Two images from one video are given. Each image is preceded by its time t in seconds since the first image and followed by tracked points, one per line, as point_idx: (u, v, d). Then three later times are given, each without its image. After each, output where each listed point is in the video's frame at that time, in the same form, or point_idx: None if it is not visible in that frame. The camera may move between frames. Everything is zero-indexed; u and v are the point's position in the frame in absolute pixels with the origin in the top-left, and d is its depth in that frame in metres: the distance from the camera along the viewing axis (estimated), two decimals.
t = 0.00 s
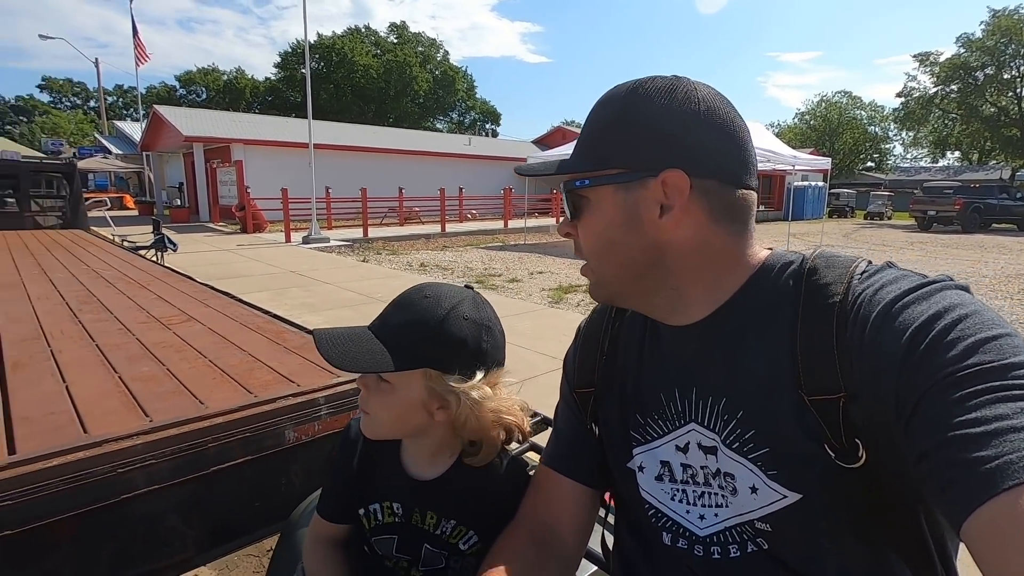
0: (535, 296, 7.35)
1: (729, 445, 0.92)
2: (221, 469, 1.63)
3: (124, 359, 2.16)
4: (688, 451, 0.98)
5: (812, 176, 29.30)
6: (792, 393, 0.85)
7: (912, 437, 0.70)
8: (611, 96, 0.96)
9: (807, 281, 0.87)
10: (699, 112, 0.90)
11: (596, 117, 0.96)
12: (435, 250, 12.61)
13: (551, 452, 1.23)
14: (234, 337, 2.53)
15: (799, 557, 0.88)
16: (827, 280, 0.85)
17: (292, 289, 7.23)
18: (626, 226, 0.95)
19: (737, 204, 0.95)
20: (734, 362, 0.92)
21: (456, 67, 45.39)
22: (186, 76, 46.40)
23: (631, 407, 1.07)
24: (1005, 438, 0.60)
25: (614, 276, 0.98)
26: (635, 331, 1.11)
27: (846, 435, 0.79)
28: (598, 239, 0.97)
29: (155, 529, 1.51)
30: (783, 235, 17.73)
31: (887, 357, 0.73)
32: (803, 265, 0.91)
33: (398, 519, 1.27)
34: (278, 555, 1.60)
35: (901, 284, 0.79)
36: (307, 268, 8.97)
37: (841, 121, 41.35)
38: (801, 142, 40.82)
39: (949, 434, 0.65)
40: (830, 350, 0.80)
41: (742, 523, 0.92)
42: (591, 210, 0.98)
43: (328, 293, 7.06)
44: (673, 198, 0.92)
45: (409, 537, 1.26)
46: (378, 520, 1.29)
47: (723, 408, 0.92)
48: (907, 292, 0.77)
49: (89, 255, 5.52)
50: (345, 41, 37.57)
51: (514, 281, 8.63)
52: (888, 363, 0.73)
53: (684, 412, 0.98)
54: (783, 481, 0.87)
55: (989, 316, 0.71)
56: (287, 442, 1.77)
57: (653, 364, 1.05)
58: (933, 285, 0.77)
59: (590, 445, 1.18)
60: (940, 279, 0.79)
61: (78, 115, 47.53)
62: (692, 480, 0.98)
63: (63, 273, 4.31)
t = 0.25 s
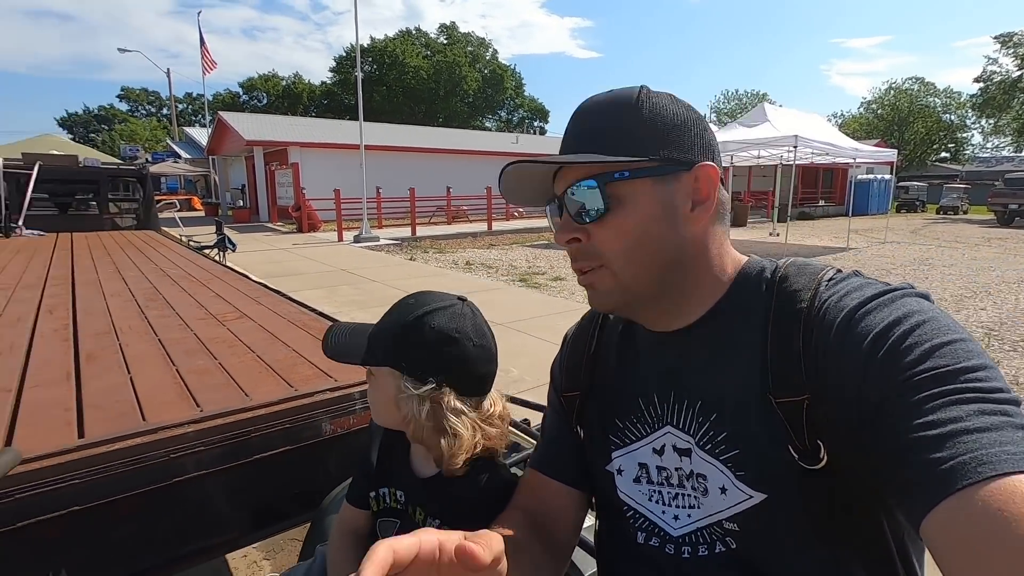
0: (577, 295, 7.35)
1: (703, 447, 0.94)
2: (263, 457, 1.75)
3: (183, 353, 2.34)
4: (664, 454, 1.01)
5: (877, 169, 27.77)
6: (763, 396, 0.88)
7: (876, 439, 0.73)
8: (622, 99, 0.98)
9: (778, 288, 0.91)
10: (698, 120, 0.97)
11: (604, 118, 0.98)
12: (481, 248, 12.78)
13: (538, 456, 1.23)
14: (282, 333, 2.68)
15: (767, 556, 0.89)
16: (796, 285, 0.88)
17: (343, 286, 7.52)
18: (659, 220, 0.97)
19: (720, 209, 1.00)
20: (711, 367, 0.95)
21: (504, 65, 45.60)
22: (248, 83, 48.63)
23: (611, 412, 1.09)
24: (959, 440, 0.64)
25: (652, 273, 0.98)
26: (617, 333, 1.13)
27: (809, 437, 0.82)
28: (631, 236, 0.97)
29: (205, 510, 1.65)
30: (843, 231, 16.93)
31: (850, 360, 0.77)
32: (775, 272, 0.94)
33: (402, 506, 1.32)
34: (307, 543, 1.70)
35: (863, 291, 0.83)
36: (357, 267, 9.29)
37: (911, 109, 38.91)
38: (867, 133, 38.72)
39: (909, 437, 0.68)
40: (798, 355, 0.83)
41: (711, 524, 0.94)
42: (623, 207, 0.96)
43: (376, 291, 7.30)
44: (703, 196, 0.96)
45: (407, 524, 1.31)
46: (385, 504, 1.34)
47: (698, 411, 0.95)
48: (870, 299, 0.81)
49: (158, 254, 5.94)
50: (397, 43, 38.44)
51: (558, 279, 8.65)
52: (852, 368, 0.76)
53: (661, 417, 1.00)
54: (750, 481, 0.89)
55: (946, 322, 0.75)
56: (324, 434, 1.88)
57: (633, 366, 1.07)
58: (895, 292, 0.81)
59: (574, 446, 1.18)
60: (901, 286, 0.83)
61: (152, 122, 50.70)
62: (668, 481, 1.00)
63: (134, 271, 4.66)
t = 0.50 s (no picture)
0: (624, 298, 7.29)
1: (633, 456, 0.92)
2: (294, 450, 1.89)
3: (232, 352, 2.54)
4: (598, 463, 0.98)
5: (961, 164, 25.76)
6: (679, 407, 0.88)
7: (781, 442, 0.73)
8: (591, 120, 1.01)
9: (691, 304, 0.92)
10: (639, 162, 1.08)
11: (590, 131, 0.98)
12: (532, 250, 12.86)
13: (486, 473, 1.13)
14: (322, 334, 2.85)
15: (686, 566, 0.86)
16: (709, 297, 0.90)
17: (394, 288, 7.80)
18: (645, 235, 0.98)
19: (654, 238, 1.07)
20: (636, 378, 0.94)
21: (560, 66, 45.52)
22: (314, 92, 50.94)
23: (549, 424, 1.06)
24: (852, 434, 0.63)
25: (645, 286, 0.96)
26: (552, 347, 1.12)
27: (718, 439, 0.82)
28: (625, 243, 0.95)
29: (241, 496, 1.80)
30: (920, 232, 15.85)
31: (756, 365, 0.78)
32: (691, 287, 0.96)
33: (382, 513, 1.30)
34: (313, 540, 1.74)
35: (766, 304, 0.85)
36: (408, 268, 9.59)
37: (1003, 98, 35.81)
38: (952, 126, 35.97)
39: (810, 434, 0.68)
40: (709, 362, 0.84)
41: (640, 528, 0.91)
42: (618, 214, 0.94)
43: (424, 292, 7.53)
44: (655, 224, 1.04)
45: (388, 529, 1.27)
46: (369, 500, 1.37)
47: (627, 419, 0.93)
48: (771, 311, 0.83)
49: (224, 257, 6.38)
50: (454, 48, 39.16)
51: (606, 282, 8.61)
52: (756, 374, 0.77)
53: (593, 426, 0.98)
54: (670, 486, 0.87)
55: (837, 331, 0.77)
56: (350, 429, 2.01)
57: (566, 376, 1.06)
58: (793, 304, 0.84)
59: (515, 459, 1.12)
60: (801, 301, 0.85)
61: (228, 131, 54.07)
62: (603, 487, 0.97)
63: (201, 273, 5.04)
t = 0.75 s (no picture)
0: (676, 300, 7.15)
1: (592, 454, 0.91)
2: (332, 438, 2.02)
3: (283, 345, 2.72)
4: (559, 462, 0.97)
5: None
6: (633, 407, 0.88)
7: (727, 439, 0.74)
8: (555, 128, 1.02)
9: (644, 307, 0.93)
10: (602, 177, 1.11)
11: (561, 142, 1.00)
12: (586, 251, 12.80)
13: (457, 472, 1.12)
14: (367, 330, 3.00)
15: (637, 564, 0.85)
16: (661, 301, 0.92)
17: (447, 287, 7.99)
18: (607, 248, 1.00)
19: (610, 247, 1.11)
20: (592, 379, 0.95)
21: (622, 64, 44.81)
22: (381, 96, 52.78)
23: (513, 426, 1.06)
24: (792, 426, 0.65)
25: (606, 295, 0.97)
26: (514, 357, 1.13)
27: (667, 435, 0.83)
28: (591, 253, 0.96)
29: (282, 479, 1.94)
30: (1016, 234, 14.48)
31: (703, 362, 0.79)
32: (644, 294, 0.97)
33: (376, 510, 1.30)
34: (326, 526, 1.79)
35: (711, 305, 0.86)
36: (462, 268, 9.79)
37: None
38: None
39: (753, 428, 0.69)
40: (657, 360, 0.85)
41: (595, 525, 0.90)
42: (584, 223, 0.96)
43: (476, 292, 7.67)
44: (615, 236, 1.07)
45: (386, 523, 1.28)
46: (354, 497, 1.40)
47: (584, 419, 0.93)
48: (717, 312, 0.84)
49: (289, 255, 6.77)
50: (516, 49, 39.37)
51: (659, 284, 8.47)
52: (704, 371, 0.78)
53: (553, 427, 0.98)
54: (624, 482, 0.87)
55: (778, 332, 0.79)
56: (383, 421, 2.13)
57: (531, 383, 1.06)
58: (737, 306, 0.86)
59: (480, 459, 1.12)
60: (744, 303, 0.87)
61: (301, 136, 56.93)
62: (564, 485, 0.96)
63: (266, 271, 5.39)
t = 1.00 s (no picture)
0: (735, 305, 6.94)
1: (585, 448, 0.92)
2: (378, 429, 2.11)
3: (337, 339, 2.87)
4: (555, 456, 0.98)
5: None
6: (623, 403, 0.89)
7: (714, 437, 0.75)
8: (555, 131, 1.04)
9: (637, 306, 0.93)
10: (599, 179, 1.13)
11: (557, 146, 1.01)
12: (644, 253, 12.57)
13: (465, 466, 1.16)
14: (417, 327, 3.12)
15: (624, 558, 0.87)
16: (655, 299, 0.92)
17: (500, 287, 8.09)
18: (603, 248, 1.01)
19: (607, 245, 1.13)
20: (587, 375, 0.96)
21: (689, 61, 43.52)
22: (445, 99, 53.88)
23: (513, 419, 1.08)
24: (776, 424, 0.67)
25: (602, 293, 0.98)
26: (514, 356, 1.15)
27: (654, 432, 0.82)
28: (589, 253, 0.97)
29: (330, 465, 2.06)
30: None
31: (692, 359, 0.79)
32: (639, 294, 0.97)
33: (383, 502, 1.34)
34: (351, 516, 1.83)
35: (700, 304, 0.87)
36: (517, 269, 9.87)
37: None
38: None
39: (739, 424, 0.71)
40: (646, 359, 0.84)
41: (584, 517, 0.92)
42: (581, 225, 0.97)
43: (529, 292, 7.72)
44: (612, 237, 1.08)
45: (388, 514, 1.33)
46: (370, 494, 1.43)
47: (580, 413, 0.94)
48: (705, 311, 0.85)
49: (351, 254, 7.09)
50: (579, 49, 39.09)
51: (718, 287, 8.22)
52: (691, 370, 0.79)
53: (549, 421, 0.99)
54: (612, 475, 0.88)
55: (764, 330, 0.80)
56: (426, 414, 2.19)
57: (532, 380, 1.07)
58: (726, 306, 0.86)
59: (482, 451, 1.14)
60: (733, 303, 0.88)
61: (369, 138, 59.11)
62: (558, 478, 0.97)
63: (329, 268, 5.67)
